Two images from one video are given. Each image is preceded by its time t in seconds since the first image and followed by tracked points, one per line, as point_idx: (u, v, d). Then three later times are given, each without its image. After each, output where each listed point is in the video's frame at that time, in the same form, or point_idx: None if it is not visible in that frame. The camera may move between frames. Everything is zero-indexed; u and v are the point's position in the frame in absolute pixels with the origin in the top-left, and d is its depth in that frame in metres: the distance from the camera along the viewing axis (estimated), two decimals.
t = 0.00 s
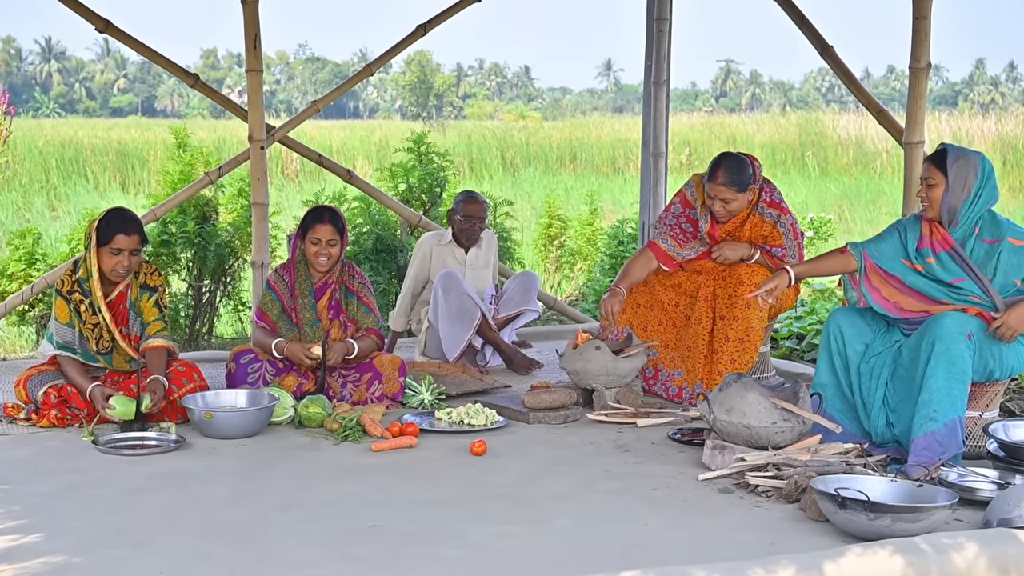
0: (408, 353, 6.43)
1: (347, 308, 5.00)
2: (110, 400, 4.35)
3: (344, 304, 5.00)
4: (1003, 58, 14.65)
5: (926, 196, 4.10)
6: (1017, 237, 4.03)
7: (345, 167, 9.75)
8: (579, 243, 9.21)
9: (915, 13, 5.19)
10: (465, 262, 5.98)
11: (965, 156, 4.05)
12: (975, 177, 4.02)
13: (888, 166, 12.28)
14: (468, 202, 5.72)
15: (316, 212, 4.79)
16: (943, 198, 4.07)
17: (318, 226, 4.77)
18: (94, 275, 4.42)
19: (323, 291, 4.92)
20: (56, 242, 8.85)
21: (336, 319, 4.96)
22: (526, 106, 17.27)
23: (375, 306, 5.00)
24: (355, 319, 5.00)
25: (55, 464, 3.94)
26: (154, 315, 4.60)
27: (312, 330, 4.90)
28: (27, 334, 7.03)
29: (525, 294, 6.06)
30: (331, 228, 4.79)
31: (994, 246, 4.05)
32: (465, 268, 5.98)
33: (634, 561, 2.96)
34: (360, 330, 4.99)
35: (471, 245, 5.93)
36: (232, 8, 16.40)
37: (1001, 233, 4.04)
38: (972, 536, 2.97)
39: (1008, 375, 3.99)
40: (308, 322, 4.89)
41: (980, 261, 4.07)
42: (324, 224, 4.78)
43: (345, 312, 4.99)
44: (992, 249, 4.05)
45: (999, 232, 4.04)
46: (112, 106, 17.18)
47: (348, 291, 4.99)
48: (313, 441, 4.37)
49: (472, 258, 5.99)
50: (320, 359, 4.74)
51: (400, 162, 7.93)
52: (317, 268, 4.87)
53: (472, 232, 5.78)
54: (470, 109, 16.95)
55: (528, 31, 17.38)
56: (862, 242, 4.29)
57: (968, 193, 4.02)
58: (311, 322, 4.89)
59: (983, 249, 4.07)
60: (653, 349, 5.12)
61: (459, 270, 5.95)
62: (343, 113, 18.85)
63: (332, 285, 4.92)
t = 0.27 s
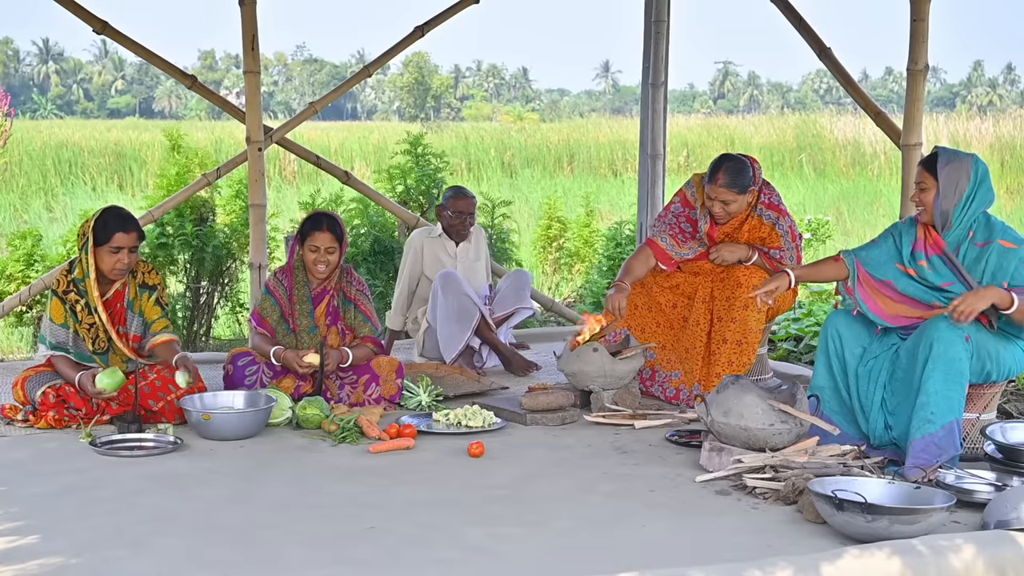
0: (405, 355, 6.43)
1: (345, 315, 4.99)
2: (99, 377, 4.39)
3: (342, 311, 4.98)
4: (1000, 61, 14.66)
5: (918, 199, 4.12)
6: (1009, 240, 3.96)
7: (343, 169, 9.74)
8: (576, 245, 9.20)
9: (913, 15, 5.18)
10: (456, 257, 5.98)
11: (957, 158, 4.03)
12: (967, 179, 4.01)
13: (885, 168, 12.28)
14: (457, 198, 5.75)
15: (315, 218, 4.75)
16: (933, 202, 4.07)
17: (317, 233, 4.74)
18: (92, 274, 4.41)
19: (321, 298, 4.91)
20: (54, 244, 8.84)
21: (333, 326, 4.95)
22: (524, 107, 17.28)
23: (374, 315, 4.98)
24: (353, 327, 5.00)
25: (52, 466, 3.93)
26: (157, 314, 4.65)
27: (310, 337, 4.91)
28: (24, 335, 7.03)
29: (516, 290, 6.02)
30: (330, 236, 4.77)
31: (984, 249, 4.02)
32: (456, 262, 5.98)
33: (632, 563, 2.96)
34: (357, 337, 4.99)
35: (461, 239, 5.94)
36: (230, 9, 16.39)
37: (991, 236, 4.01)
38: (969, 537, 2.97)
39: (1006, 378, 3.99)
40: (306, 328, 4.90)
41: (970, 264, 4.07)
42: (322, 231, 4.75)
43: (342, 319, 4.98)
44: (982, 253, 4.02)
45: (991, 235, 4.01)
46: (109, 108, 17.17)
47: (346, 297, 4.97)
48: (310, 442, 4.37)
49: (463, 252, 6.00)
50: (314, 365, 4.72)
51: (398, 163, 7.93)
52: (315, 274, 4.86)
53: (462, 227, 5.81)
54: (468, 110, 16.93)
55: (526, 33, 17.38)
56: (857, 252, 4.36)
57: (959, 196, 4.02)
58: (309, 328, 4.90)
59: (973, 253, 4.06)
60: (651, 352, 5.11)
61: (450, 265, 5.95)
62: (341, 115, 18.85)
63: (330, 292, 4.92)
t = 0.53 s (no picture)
0: (402, 353, 6.43)
1: (343, 316, 4.98)
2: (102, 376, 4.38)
3: (341, 312, 4.98)
4: (997, 60, 14.65)
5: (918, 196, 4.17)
6: (999, 238, 3.98)
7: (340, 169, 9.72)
8: (574, 244, 9.18)
9: (910, 14, 5.18)
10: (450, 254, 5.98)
11: (958, 156, 4.07)
12: (967, 179, 4.03)
13: (882, 168, 12.28)
14: (451, 193, 5.76)
15: (315, 222, 4.74)
16: (933, 200, 4.12)
17: (318, 237, 4.74)
18: (89, 273, 4.41)
19: (321, 300, 4.92)
20: (50, 243, 8.83)
21: (332, 327, 4.94)
22: (521, 106, 17.27)
23: (371, 316, 4.96)
24: (351, 328, 4.98)
25: (49, 465, 3.93)
26: (156, 312, 4.63)
27: (308, 338, 4.91)
28: (21, 334, 7.02)
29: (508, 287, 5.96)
30: (331, 240, 4.76)
31: (975, 245, 4.02)
32: (449, 259, 5.96)
33: (629, 562, 2.95)
34: (354, 339, 4.97)
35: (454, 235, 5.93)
36: (227, 7, 16.35)
37: (984, 233, 4.01)
38: (966, 536, 2.97)
39: (1003, 376, 3.99)
40: (304, 330, 4.90)
41: (958, 258, 4.07)
42: (324, 236, 4.74)
43: (341, 320, 4.97)
44: (972, 249, 4.02)
45: (983, 232, 4.01)
46: (107, 107, 17.15)
47: (344, 298, 4.96)
48: (307, 441, 4.37)
49: (456, 248, 5.99)
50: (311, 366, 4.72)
51: (394, 162, 7.92)
52: (315, 277, 4.86)
53: (456, 223, 5.81)
54: (465, 109, 16.90)
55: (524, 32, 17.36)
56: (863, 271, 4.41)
57: (958, 195, 4.05)
58: (307, 330, 4.90)
59: (965, 248, 4.05)
60: (648, 350, 5.11)
61: (443, 261, 5.94)
62: (338, 114, 18.83)
63: (329, 294, 4.92)
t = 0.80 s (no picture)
0: (400, 352, 6.43)
1: (341, 316, 4.98)
2: (108, 372, 4.39)
3: (339, 312, 4.98)
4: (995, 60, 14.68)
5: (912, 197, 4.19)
6: (989, 236, 3.97)
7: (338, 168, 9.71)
8: (571, 244, 9.18)
9: (907, 14, 5.18)
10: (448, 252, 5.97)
11: (950, 156, 4.09)
12: (959, 179, 4.05)
13: (879, 168, 12.30)
14: (450, 191, 5.75)
15: (314, 223, 4.73)
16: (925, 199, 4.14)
17: (317, 238, 4.73)
18: (89, 274, 4.40)
19: (319, 301, 4.91)
20: (47, 243, 8.82)
21: (329, 327, 4.94)
22: (519, 106, 17.28)
23: (369, 317, 4.98)
24: (349, 329, 4.99)
25: (46, 464, 3.92)
26: (152, 316, 4.63)
27: (306, 338, 4.89)
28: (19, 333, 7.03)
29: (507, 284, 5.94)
30: (330, 240, 4.76)
31: (966, 243, 4.02)
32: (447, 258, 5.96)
33: (627, 562, 2.95)
34: (351, 340, 4.98)
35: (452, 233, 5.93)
36: (225, 7, 16.34)
37: (975, 230, 4.01)
38: (963, 536, 2.97)
39: (998, 376, 3.99)
40: (303, 330, 4.88)
41: (950, 257, 4.06)
42: (323, 236, 4.74)
43: (339, 320, 4.97)
44: (963, 247, 4.02)
45: (974, 230, 4.01)
46: (104, 106, 17.14)
47: (343, 299, 4.97)
48: (305, 440, 4.36)
49: (454, 248, 5.99)
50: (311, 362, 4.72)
51: (392, 162, 7.92)
52: (314, 277, 4.85)
53: (455, 222, 5.81)
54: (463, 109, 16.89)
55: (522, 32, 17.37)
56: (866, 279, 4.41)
57: (950, 195, 4.06)
58: (305, 330, 4.88)
59: (956, 247, 4.04)
60: (645, 350, 5.12)
61: (441, 262, 5.94)
62: (336, 113, 18.83)
63: (328, 295, 4.91)
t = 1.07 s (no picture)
0: (399, 356, 6.43)
1: (340, 319, 4.98)
2: (107, 374, 4.37)
3: (337, 315, 4.98)
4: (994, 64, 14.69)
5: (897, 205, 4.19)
6: (978, 236, 3.96)
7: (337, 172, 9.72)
8: (570, 247, 9.18)
9: (906, 18, 5.17)
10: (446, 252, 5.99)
11: (932, 162, 4.08)
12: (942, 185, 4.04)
13: (878, 171, 12.32)
14: (447, 188, 5.74)
15: (313, 226, 4.74)
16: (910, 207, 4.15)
17: (315, 241, 4.73)
18: (90, 279, 4.40)
19: (318, 304, 4.91)
20: (47, 247, 8.82)
21: (328, 331, 4.94)
22: (518, 110, 17.28)
23: (367, 321, 4.98)
24: (347, 332, 5.00)
25: (45, 468, 3.92)
26: (153, 321, 4.63)
27: (304, 341, 4.90)
28: (19, 336, 7.03)
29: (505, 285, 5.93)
30: (329, 244, 4.76)
31: (955, 246, 4.01)
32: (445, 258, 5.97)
33: (626, 566, 2.95)
34: (351, 343, 5.00)
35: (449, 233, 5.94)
36: (225, 10, 16.36)
37: (963, 232, 3.99)
38: (963, 540, 2.97)
39: (999, 379, 3.99)
40: (301, 333, 4.88)
41: (941, 262, 4.05)
42: (321, 239, 4.74)
43: (337, 323, 4.97)
44: (954, 250, 4.00)
45: (961, 231, 4.00)
46: (104, 110, 17.16)
47: (342, 303, 4.97)
48: (304, 444, 4.36)
49: (453, 249, 6.01)
50: (306, 365, 4.69)
51: (392, 166, 7.92)
52: (312, 280, 4.85)
53: (453, 218, 5.82)
54: (462, 112, 16.88)
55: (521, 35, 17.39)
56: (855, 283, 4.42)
57: (933, 202, 4.06)
58: (304, 333, 4.88)
59: (947, 251, 4.04)
60: (645, 353, 5.14)
61: (439, 261, 5.96)
62: (335, 117, 18.85)
63: (327, 298, 4.91)
